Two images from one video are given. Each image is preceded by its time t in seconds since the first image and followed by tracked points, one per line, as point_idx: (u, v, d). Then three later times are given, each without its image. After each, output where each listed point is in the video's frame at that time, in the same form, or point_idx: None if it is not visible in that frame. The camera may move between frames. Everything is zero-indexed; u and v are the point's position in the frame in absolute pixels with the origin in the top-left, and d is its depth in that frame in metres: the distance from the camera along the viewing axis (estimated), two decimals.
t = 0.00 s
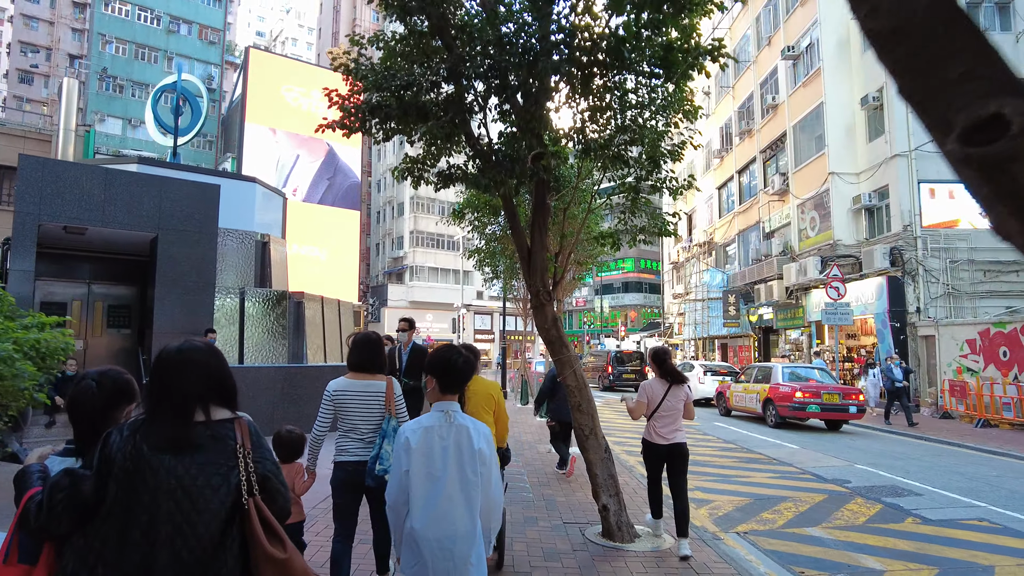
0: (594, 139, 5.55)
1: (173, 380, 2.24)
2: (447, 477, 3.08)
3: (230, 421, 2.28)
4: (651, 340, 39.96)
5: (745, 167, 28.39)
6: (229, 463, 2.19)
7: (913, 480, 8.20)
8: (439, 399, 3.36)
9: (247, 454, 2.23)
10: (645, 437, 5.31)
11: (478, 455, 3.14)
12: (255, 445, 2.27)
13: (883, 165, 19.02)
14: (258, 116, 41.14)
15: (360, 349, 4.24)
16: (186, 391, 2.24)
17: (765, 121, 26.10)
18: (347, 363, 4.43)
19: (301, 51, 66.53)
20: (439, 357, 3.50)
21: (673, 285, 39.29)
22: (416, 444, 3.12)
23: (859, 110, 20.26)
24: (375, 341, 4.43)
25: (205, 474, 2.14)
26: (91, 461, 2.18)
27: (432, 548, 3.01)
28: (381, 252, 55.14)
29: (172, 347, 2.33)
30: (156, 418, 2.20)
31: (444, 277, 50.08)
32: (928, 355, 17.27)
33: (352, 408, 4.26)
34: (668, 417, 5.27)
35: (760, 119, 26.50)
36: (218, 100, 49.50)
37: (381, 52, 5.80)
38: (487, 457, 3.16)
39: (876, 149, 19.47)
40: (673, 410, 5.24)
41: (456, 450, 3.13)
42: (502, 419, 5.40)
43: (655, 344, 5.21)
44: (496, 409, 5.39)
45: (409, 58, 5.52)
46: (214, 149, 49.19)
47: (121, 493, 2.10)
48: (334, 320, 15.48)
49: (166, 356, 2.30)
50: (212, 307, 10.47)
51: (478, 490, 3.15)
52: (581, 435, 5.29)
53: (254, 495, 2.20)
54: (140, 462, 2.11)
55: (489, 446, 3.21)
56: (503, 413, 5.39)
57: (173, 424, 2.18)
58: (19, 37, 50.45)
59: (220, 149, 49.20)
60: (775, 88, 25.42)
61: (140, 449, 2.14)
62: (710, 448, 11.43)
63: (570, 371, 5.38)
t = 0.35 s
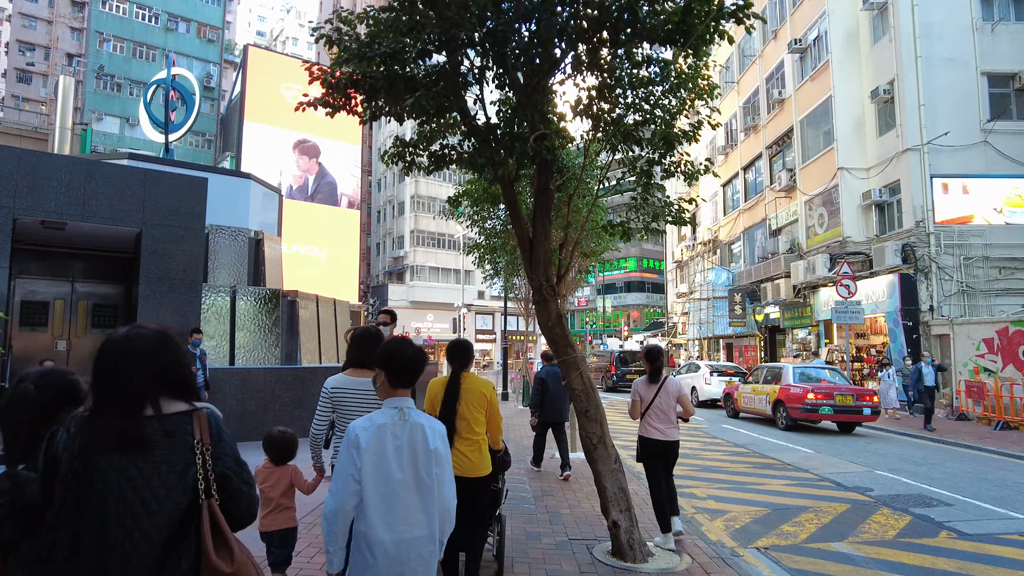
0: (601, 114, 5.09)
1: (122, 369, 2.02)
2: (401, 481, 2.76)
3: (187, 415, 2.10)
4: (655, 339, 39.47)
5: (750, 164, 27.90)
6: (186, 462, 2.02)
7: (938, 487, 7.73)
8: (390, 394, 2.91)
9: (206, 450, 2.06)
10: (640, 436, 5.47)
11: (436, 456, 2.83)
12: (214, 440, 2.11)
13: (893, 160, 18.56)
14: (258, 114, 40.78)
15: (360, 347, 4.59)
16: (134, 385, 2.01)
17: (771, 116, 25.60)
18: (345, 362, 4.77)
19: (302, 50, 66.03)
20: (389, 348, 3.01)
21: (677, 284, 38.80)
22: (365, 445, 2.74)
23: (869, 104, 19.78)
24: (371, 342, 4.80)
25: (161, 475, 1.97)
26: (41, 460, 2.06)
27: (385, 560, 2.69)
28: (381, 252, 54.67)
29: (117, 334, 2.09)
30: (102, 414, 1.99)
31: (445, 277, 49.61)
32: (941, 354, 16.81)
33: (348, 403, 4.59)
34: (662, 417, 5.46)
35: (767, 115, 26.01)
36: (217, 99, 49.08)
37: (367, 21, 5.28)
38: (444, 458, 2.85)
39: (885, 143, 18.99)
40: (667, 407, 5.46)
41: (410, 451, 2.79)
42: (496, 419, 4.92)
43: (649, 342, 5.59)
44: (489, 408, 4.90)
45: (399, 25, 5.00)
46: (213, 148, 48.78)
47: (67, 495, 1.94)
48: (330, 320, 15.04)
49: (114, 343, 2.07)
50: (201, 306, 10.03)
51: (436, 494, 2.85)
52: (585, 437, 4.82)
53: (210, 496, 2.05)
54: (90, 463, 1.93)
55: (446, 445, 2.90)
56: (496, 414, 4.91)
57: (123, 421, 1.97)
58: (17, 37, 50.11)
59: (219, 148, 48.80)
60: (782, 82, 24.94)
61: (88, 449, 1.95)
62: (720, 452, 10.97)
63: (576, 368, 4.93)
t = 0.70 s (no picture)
0: (615, 77, 4.55)
1: (94, 371, 1.86)
2: (357, 485, 2.50)
3: (151, 422, 1.90)
4: (658, 338, 39.00)
5: (756, 159, 27.45)
6: (146, 473, 1.83)
7: (968, 492, 7.26)
8: (341, 392, 2.70)
9: (168, 463, 1.86)
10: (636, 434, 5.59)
11: (394, 456, 2.59)
12: (178, 454, 1.90)
13: (905, 154, 18.09)
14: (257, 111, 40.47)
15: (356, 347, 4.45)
16: (107, 384, 1.86)
17: (778, 110, 25.13)
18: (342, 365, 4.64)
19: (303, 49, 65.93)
20: (335, 345, 2.81)
21: (681, 282, 38.40)
22: (316, 446, 2.48)
23: (879, 96, 19.33)
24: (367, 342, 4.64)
25: (114, 489, 1.77)
26: None
27: None
28: (382, 250, 54.22)
29: (88, 327, 1.92)
30: (65, 413, 1.81)
31: (446, 275, 49.21)
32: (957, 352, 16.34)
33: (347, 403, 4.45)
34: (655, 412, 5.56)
35: (773, 109, 25.55)
36: (216, 97, 48.69)
37: None
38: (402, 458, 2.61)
39: (897, 135, 18.50)
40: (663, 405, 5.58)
41: (365, 451, 2.54)
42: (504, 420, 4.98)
43: (644, 340, 5.66)
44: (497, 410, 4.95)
45: None
46: (213, 146, 48.42)
47: (13, 500, 1.75)
48: (327, 317, 14.61)
49: (85, 337, 1.90)
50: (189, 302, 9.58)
51: (397, 498, 2.58)
52: (593, 437, 4.38)
53: (170, 517, 1.84)
54: (41, 469, 1.75)
55: (405, 444, 2.66)
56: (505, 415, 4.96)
57: (88, 423, 1.80)
58: (16, 35, 49.85)
59: (219, 146, 48.42)
60: (789, 75, 24.47)
61: (42, 453, 1.77)
62: (730, 454, 10.52)
63: (581, 366, 4.48)
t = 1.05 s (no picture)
0: (627, 44, 4.11)
1: (65, 373, 1.77)
2: (299, 501, 2.44)
3: (113, 436, 1.80)
4: (661, 340, 38.53)
5: (763, 157, 27.01)
6: (100, 495, 1.73)
7: (1000, 505, 6.81)
8: (295, 394, 2.71)
9: (125, 482, 1.76)
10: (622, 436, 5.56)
11: (341, 469, 2.50)
12: (139, 474, 1.80)
13: (917, 150, 17.63)
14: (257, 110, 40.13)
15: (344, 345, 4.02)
16: (74, 394, 1.75)
17: (785, 107, 24.65)
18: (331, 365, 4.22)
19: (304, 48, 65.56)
20: (293, 341, 2.81)
21: (685, 282, 37.92)
22: (258, 456, 2.46)
23: (890, 92, 18.89)
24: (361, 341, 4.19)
25: (69, 512, 1.70)
26: None
27: None
28: (382, 251, 53.79)
29: (65, 325, 1.83)
30: (29, 423, 1.73)
31: (447, 275, 48.76)
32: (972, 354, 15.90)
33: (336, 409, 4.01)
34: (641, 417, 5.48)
35: (780, 106, 25.05)
36: (215, 95, 48.28)
37: None
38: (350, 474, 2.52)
39: (907, 132, 18.04)
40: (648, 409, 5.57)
41: (310, 463, 2.48)
42: (508, 425, 5.14)
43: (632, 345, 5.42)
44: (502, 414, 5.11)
45: None
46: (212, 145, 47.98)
47: None
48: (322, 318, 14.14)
49: (63, 335, 1.81)
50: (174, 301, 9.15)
51: (342, 513, 2.50)
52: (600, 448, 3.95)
53: (125, 544, 1.75)
54: None
55: (356, 457, 2.57)
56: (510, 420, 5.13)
57: (51, 435, 1.72)
58: (14, 33, 49.47)
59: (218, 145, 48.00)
60: (796, 71, 24.00)
61: (4, 467, 1.71)
62: (741, 461, 10.06)
63: (592, 369, 4.01)
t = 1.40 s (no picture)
0: None
1: None
2: (234, 527, 2.11)
3: (5, 450, 1.59)
4: (663, 340, 38.07)
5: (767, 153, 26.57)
6: None
7: None
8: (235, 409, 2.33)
9: (18, 507, 1.55)
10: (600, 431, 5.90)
11: (283, 490, 2.16)
12: (35, 495, 1.59)
13: (927, 145, 17.13)
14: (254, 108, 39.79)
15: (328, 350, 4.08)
16: None
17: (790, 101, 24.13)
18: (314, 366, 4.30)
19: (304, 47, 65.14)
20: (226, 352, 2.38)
21: (687, 280, 37.46)
22: (192, 475, 2.14)
23: (899, 84, 18.41)
24: (345, 344, 4.29)
25: None
26: None
27: None
28: (381, 250, 53.32)
29: None
30: None
31: (446, 275, 48.29)
32: (988, 353, 15.42)
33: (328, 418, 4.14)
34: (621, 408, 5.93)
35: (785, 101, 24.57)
36: (212, 93, 47.79)
37: None
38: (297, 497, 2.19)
39: (918, 125, 17.52)
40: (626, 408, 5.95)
41: (251, 484, 2.16)
42: (498, 430, 4.71)
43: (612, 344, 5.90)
44: (490, 418, 4.68)
45: None
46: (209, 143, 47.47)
47: None
48: (314, 318, 13.66)
49: None
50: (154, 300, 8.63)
51: (286, 538, 2.16)
52: (610, 463, 3.45)
53: None
54: None
55: (305, 476, 2.23)
56: (498, 425, 4.69)
57: None
58: (10, 32, 48.98)
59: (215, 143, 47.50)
60: (802, 64, 23.50)
61: None
62: (751, 467, 9.57)
63: (600, 371, 3.52)
